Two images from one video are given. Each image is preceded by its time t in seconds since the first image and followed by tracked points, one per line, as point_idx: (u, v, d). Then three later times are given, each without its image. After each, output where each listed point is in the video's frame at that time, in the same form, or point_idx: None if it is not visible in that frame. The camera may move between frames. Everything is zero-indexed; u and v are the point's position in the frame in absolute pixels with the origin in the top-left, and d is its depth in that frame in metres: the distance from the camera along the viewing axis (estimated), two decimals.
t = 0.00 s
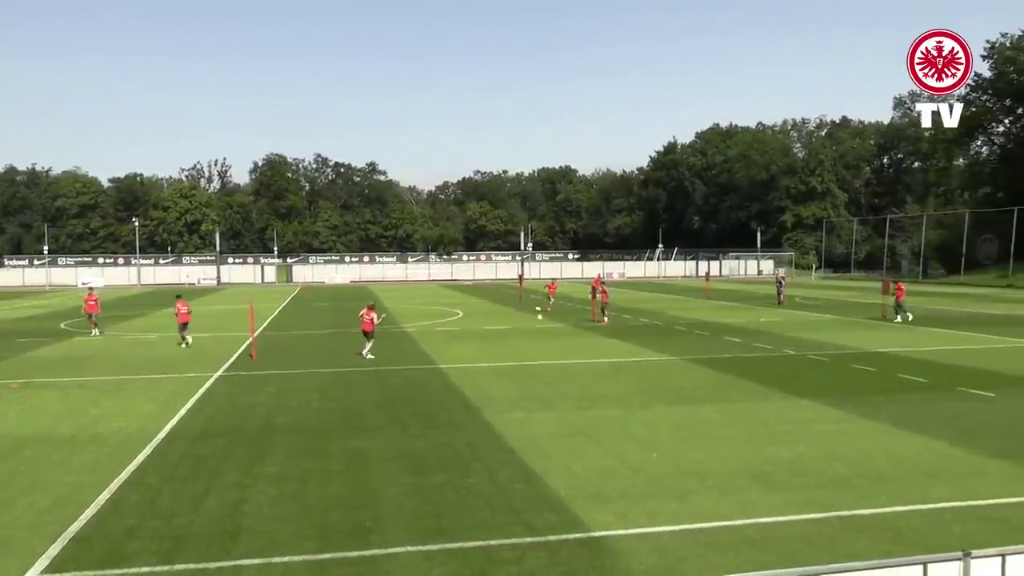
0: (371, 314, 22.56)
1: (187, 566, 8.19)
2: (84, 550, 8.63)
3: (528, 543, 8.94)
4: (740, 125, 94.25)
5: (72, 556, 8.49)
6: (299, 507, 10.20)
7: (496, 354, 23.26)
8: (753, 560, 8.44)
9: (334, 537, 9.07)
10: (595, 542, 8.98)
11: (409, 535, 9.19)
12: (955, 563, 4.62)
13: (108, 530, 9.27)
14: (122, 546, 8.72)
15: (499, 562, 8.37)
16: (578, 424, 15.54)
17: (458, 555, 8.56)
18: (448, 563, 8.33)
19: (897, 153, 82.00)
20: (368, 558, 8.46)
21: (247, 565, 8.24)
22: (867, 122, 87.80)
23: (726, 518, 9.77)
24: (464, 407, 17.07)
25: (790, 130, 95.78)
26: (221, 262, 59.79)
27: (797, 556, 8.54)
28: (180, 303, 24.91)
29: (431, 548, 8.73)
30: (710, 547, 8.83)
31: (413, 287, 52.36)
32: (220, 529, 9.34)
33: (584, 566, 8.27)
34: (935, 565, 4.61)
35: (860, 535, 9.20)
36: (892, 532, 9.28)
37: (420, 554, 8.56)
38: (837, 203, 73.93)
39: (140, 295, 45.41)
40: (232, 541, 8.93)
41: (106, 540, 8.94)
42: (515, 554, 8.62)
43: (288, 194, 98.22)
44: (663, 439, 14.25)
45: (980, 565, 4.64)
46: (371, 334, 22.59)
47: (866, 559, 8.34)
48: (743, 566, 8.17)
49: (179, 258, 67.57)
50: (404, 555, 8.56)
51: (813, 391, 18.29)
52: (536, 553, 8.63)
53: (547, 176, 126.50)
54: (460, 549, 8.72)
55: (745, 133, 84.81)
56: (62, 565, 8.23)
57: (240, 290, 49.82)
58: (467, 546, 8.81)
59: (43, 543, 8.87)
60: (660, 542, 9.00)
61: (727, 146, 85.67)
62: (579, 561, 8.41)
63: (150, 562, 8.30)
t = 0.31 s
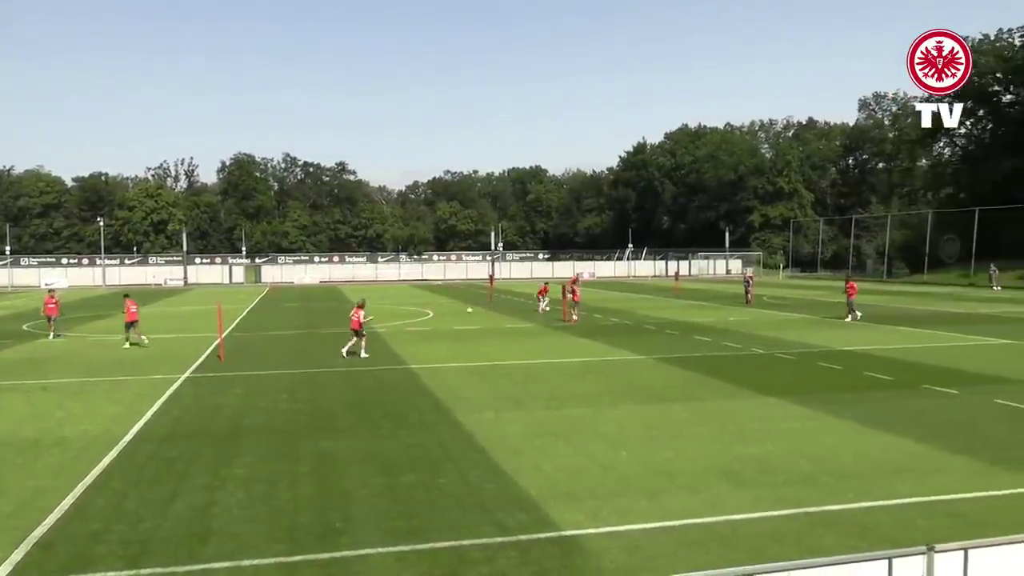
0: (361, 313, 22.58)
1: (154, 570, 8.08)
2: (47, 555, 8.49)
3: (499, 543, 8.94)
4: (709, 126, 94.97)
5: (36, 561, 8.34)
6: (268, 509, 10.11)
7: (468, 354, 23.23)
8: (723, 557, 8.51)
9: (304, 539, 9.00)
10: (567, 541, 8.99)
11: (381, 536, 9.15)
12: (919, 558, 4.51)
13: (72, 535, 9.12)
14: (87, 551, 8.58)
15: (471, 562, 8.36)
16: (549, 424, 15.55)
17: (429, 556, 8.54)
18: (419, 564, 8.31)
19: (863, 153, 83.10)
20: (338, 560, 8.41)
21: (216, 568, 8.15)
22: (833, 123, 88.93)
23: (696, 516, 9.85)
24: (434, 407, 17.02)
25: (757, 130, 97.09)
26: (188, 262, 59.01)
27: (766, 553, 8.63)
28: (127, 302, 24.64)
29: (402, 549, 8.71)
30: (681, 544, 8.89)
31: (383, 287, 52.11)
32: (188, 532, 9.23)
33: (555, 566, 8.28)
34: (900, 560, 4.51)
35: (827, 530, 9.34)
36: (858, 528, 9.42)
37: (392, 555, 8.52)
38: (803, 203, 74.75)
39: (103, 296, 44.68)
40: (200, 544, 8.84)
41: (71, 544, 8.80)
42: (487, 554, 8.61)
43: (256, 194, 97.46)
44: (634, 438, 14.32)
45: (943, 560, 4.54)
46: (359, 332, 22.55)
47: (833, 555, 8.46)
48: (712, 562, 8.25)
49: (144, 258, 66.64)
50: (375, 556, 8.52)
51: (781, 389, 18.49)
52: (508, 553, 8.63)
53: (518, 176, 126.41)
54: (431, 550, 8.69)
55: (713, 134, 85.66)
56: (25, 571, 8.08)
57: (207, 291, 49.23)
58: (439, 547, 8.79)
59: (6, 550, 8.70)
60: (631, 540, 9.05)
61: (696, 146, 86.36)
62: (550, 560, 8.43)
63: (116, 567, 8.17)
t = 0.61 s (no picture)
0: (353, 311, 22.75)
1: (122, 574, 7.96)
2: (13, 560, 8.36)
3: (472, 543, 8.93)
4: (681, 128, 95.62)
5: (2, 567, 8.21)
6: (238, 512, 10.00)
7: (441, 354, 23.18)
8: (695, 555, 8.56)
9: (275, 542, 8.92)
10: (540, 541, 8.98)
11: (352, 537, 9.09)
12: (889, 553, 4.42)
13: (39, 539, 8.98)
14: (54, 556, 8.44)
15: (444, 562, 8.34)
16: (522, 423, 15.57)
17: (401, 556, 8.50)
18: (391, 565, 8.27)
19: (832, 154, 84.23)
20: (310, 561, 8.35)
21: (185, 572, 8.05)
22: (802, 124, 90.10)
23: (669, 513, 9.90)
24: (407, 408, 16.96)
25: (728, 132, 98.92)
26: (157, 263, 58.26)
27: (737, 550, 8.70)
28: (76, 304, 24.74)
29: (375, 550, 8.65)
30: (653, 542, 8.92)
31: (355, 287, 51.82)
32: (157, 535, 9.12)
33: (527, 565, 8.27)
34: (870, 556, 4.43)
35: (798, 527, 9.43)
36: (826, 524, 9.53)
37: (364, 557, 8.47)
38: (774, 203, 75.41)
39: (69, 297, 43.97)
40: (169, 547, 8.73)
41: (38, 548, 8.69)
42: (460, 554, 8.59)
43: (226, 194, 96.49)
44: (606, 438, 14.36)
45: (912, 556, 4.46)
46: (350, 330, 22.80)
47: (803, 551, 8.54)
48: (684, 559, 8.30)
49: (113, 258, 65.74)
50: (348, 558, 8.46)
51: (752, 387, 18.67)
52: (481, 553, 8.62)
53: (490, 175, 126.27)
54: (404, 551, 8.66)
55: (685, 135, 86.75)
56: None
57: (175, 291, 48.69)
58: (411, 547, 8.76)
59: None
60: (603, 538, 9.08)
61: (668, 147, 87.04)
62: (523, 560, 8.42)
63: (83, 571, 8.05)
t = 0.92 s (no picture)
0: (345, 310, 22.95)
1: None
2: None
3: (448, 543, 8.92)
4: (655, 128, 95.92)
5: None
6: (212, 515, 9.90)
7: (416, 354, 23.08)
8: (669, 553, 8.63)
9: (249, 545, 8.84)
10: (515, 541, 8.99)
11: (328, 539, 9.04)
12: (861, 548, 4.49)
13: (8, 545, 8.85)
14: (22, 562, 8.31)
15: (420, 563, 8.33)
16: (497, 423, 15.60)
17: (377, 558, 8.47)
18: (367, 566, 8.24)
19: (804, 155, 85.10)
20: (284, 564, 8.29)
21: None
22: (775, 126, 90.95)
23: (643, 512, 9.94)
24: (383, 409, 16.89)
25: (702, 132, 100.97)
26: (127, 263, 57.52)
27: (710, 547, 8.77)
28: (32, 299, 24.91)
29: (351, 552, 8.61)
30: (628, 540, 8.97)
31: (329, 288, 51.46)
32: (129, 539, 9.01)
33: (503, 565, 8.28)
34: (842, 552, 4.47)
35: (771, 524, 9.50)
36: (799, 521, 9.65)
37: (340, 559, 8.42)
38: (746, 203, 75.56)
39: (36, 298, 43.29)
40: (141, 552, 8.62)
41: (7, 554, 8.56)
42: (436, 554, 8.58)
43: (199, 194, 94.55)
44: (582, 437, 14.38)
45: (882, 551, 4.51)
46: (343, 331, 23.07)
47: (776, 547, 8.63)
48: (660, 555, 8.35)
49: (82, 258, 64.82)
50: (323, 560, 8.41)
51: (725, 386, 18.86)
52: (457, 553, 8.62)
53: (464, 175, 126.01)
54: (379, 552, 8.63)
55: (659, 136, 87.84)
56: None
57: (146, 292, 48.16)
58: (386, 548, 8.73)
59: None
60: (578, 537, 9.11)
61: (642, 148, 87.59)
62: (499, 560, 8.42)
63: None
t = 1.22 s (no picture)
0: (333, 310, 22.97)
1: None
2: None
3: (420, 544, 8.91)
4: (625, 128, 96.71)
5: None
6: (180, 519, 9.79)
7: (386, 355, 23.00)
8: (640, 551, 8.69)
9: (218, 549, 8.75)
10: (486, 541, 8.99)
11: (297, 541, 8.98)
12: (827, 544, 4.55)
13: None
14: None
15: (391, 564, 8.31)
16: (468, 423, 15.59)
17: (349, 560, 8.43)
18: (337, 568, 8.19)
19: (771, 155, 86.21)
20: (253, 568, 8.21)
21: None
22: (743, 126, 92.21)
23: (614, 511, 9.99)
24: (353, 410, 16.81)
25: (671, 132, 101.81)
26: (92, 264, 56.65)
27: (680, 544, 8.84)
28: None
29: (321, 555, 8.56)
30: (599, 539, 9.00)
31: (298, 289, 51.11)
32: (94, 544, 8.88)
33: (476, 565, 8.28)
34: (810, 548, 4.53)
35: (740, 521, 9.60)
36: (767, 517, 9.76)
37: (310, 561, 8.36)
38: (715, 203, 76.62)
39: None
40: (107, 557, 8.50)
41: None
42: (407, 556, 8.56)
43: (165, 194, 94.09)
44: (552, 436, 14.43)
45: (848, 547, 4.58)
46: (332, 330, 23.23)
47: (745, 543, 8.72)
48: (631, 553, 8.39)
49: (46, 259, 63.72)
50: (293, 563, 8.35)
51: (695, 384, 19.02)
52: (429, 554, 8.61)
53: (435, 175, 125.77)
54: (350, 554, 8.58)
55: (629, 137, 88.22)
56: None
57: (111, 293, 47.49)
58: (357, 550, 8.70)
59: None
60: (550, 536, 9.14)
61: (612, 148, 88.11)
62: (470, 560, 8.42)
63: None
